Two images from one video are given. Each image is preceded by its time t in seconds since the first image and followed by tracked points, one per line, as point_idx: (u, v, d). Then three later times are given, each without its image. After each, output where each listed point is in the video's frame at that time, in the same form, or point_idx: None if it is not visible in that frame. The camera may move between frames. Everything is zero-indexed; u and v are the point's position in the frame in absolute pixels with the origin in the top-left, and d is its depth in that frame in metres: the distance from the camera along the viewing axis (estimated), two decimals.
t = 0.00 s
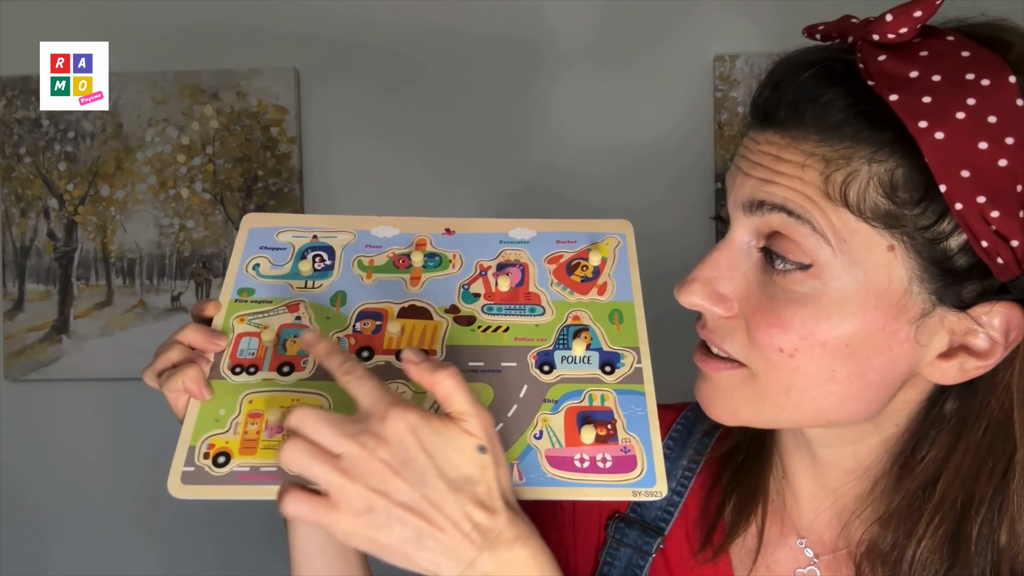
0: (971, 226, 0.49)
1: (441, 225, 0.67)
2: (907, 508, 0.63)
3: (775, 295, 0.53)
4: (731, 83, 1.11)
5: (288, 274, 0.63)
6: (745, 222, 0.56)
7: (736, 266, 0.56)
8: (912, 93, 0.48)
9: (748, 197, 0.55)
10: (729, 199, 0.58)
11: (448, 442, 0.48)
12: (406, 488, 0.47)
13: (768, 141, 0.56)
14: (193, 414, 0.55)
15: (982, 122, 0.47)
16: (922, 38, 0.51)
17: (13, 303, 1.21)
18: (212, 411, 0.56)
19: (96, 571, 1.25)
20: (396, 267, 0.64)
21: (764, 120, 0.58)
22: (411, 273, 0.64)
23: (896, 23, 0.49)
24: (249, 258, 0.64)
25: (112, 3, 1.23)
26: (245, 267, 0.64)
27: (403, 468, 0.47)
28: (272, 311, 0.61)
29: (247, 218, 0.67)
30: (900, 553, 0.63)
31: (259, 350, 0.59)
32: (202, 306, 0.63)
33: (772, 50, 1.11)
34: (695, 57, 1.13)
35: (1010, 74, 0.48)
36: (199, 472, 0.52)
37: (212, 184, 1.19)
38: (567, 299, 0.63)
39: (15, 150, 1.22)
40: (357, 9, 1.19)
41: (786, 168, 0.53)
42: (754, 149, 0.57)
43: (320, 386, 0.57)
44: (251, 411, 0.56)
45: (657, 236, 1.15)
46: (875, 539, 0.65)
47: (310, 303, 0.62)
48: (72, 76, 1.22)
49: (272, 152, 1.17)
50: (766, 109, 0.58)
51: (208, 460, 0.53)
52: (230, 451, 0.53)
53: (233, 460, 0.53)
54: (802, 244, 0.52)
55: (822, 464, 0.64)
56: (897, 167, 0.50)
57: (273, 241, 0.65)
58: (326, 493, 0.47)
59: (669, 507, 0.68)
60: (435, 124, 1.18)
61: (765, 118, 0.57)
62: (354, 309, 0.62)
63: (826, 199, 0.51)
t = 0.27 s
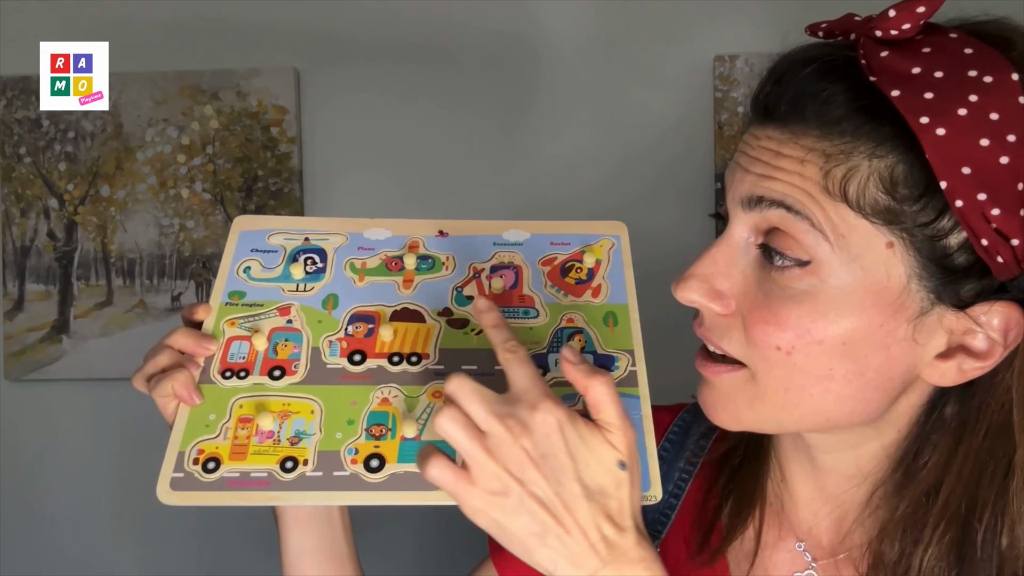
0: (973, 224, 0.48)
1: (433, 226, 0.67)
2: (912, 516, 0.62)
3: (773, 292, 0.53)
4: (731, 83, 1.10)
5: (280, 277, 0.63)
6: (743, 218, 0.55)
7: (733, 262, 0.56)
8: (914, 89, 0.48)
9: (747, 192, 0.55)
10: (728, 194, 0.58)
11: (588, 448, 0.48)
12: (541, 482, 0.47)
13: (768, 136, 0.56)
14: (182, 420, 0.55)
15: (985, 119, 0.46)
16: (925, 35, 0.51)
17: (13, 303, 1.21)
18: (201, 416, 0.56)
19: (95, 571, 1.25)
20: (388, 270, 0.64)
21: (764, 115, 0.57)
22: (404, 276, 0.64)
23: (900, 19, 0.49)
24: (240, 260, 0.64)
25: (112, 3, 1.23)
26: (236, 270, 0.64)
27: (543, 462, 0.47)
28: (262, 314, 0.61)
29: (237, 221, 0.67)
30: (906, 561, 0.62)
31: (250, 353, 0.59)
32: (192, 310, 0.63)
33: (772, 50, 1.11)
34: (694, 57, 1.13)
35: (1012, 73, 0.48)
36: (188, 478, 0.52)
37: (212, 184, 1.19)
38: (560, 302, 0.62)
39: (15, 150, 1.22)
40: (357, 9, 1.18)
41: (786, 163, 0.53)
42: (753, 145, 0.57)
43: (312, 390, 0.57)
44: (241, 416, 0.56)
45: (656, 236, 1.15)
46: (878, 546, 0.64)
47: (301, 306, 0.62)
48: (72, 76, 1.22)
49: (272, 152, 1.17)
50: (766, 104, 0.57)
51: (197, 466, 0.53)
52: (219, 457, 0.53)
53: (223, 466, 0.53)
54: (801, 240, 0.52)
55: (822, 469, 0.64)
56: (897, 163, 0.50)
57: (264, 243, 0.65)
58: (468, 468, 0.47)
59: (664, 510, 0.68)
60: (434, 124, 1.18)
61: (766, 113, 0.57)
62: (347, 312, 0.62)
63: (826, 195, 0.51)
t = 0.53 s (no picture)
0: (981, 222, 0.48)
1: (438, 223, 0.67)
2: (923, 523, 0.62)
3: (776, 289, 0.53)
4: (731, 83, 1.10)
5: (281, 271, 0.63)
6: (747, 214, 0.55)
7: (737, 259, 0.55)
8: (923, 85, 0.47)
9: (752, 188, 0.54)
10: (732, 191, 0.58)
11: (685, 488, 0.49)
12: (635, 518, 0.48)
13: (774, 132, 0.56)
14: (181, 412, 0.55)
15: (994, 116, 0.46)
16: (935, 31, 0.51)
17: (13, 303, 1.21)
18: (200, 409, 0.55)
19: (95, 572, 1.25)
20: (391, 265, 0.64)
21: (770, 110, 0.57)
22: (406, 272, 0.64)
23: (909, 14, 0.49)
24: (241, 253, 0.64)
25: (111, 3, 1.22)
26: (237, 262, 0.64)
27: (637, 498, 0.48)
28: (263, 308, 0.61)
29: (239, 213, 0.66)
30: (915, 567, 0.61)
31: (250, 348, 0.59)
32: (191, 303, 0.63)
33: (773, 50, 1.11)
34: (695, 57, 1.13)
35: None
36: (186, 472, 0.52)
37: (212, 184, 1.19)
38: (565, 300, 0.62)
39: (15, 150, 1.21)
40: (357, 9, 1.18)
41: (792, 159, 0.53)
42: (759, 140, 0.57)
43: (313, 386, 0.57)
44: (240, 410, 0.55)
45: (657, 235, 1.15)
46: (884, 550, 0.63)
47: (302, 301, 0.62)
48: (71, 76, 1.21)
49: (271, 152, 1.17)
50: (772, 100, 0.57)
51: (195, 460, 0.52)
52: (218, 451, 0.53)
53: (221, 461, 0.52)
54: (805, 237, 0.51)
55: (826, 472, 0.63)
56: (905, 159, 0.50)
57: (266, 237, 0.65)
58: (559, 494, 0.48)
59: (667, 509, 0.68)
60: (434, 123, 1.17)
61: (772, 108, 0.57)
62: (348, 308, 0.62)
63: (832, 191, 0.51)
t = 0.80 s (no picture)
0: (981, 219, 0.48)
1: (438, 222, 0.67)
2: (928, 528, 0.61)
3: (776, 285, 0.53)
4: (731, 83, 1.10)
5: (282, 270, 0.63)
6: (747, 209, 0.55)
7: (737, 254, 0.56)
8: (926, 79, 0.48)
9: (753, 183, 0.54)
10: (733, 186, 0.58)
11: (754, 529, 0.50)
12: (706, 556, 0.48)
13: (776, 127, 0.56)
14: (181, 410, 0.55)
15: (997, 112, 0.46)
16: (939, 27, 0.51)
17: (13, 303, 1.21)
18: (200, 407, 0.55)
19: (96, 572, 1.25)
20: (391, 264, 0.64)
21: (772, 106, 0.57)
22: (407, 271, 0.64)
23: (913, 9, 0.49)
24: (242, 252, 0.64)
25: (111, 3, 1.22)
26: (238, 262, 0.64)
27: (709, 536, 0.49)
28: (263, 307, 0.61)
29: (241, 213, 0.67)
30: (920, 569, 0.61)
31: (250, 346, 0.59)
32: (192, 300, 0.63)
33: (773, 51, 1.11)
34: (695, 57, 1.13)
35: None
36: (185, 470, 0.52)
37: (212, 184, 1.19)
38: (565, 299, 0.62)
39: (15, 150, 1.21)
40: (357, 9, 1.18)
41: (793, 154, 0.53)
42: (760, 135, 0.57)
43: (312, 384, 0.57)
44: (240, 408, 0.55)
45: (657, 235, 1.15)
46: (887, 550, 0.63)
47: (303, 300, 0.62)
48: (71, 76, 1.21)
49: (272, 152, 1.17)
50: (774, 95, 0.57)
51: (195, 457, 0.52)
52: (217, 449, 0.53)
53: (220, 458, 0.52)
54: (805, 232, 0.51)
55: (828, 472, 0.63)
56: (907, 153, 0.50)
57: (267, 236, 0.65)
58: (630, 524, 0.48)
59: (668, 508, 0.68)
60: (435, 123, 1.17)
61: (773, 103, 0.57)
62: (348, 307, 0.62)
63: (832, 185, 0.51)
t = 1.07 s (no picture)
0: (982, 222, 0.48)
1: (435, 226, 0.67)
2: (931, 534, 0.61)
3: (775, 288, 0.53)
4: (731, 83, 1.10)
5: (281, 274, 0.63)
6: (746, 212, 0.55)
7: (736, 257, 0.56)
8: (927, 80, 0.48)
9: (751, 186, 0.55)
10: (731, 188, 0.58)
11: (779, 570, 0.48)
12: None
13: (774, 129, 0.56)
14: (179, 414, 0.55)
15: (998, 114, 0.46)
16: (940, 28, 0.51)
17: (13, 303, 1.21)
18: (198, 411, 0.55)
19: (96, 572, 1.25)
20: (389, 268, 0.64)
21: (771, 107, 0.57)
22: (404, 274, 0.64)
23: (913, 10, 0.49)
24: (241, 257, 0.64)
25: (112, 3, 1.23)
26: (237, 267, 0.64)
27: None
28: (262, 311, 0.61)
29: (240, 218, 0.67)
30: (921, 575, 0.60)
31: (248, 350, 0.59)
32: (192, 305, 0.63)
33: (773, 51, 1.11)
34: (695, 57, 1.13)
35: None
36: (183, 473, 0.52)
37: (212, 184, 1.19)
38: (562, 302, 0.62)
39: (15, 150, 1.22)
40: (357, 9, 1.18)
41: (791, 156, 0.53)
42: (759, 137, 0.57)
43: (309, 387, 0.57)
44: (237, 412, 0.56)
45: (657, 236, 1.15)
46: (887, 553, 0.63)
47: (301, 304, 0.62)
48: (72, 76, 1.21)
49: (272, 152, 1.17)
50: (773, 96, 0.58)
51: (193, 461, 0.53)
52: (215, 453, 0.53)
53: (218, 462, 0.53)
54: (804, 235, 0.52)
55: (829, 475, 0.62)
56: (906, 156, 0.50)
57: (266, 241, 0.66)
58: (653, 567, 0.48)
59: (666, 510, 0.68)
60: (434, 124, 1.18)
61: (773, 105, 0.57)
62: (346, 311, 0.62)
63: (831, 188, 0.51)
